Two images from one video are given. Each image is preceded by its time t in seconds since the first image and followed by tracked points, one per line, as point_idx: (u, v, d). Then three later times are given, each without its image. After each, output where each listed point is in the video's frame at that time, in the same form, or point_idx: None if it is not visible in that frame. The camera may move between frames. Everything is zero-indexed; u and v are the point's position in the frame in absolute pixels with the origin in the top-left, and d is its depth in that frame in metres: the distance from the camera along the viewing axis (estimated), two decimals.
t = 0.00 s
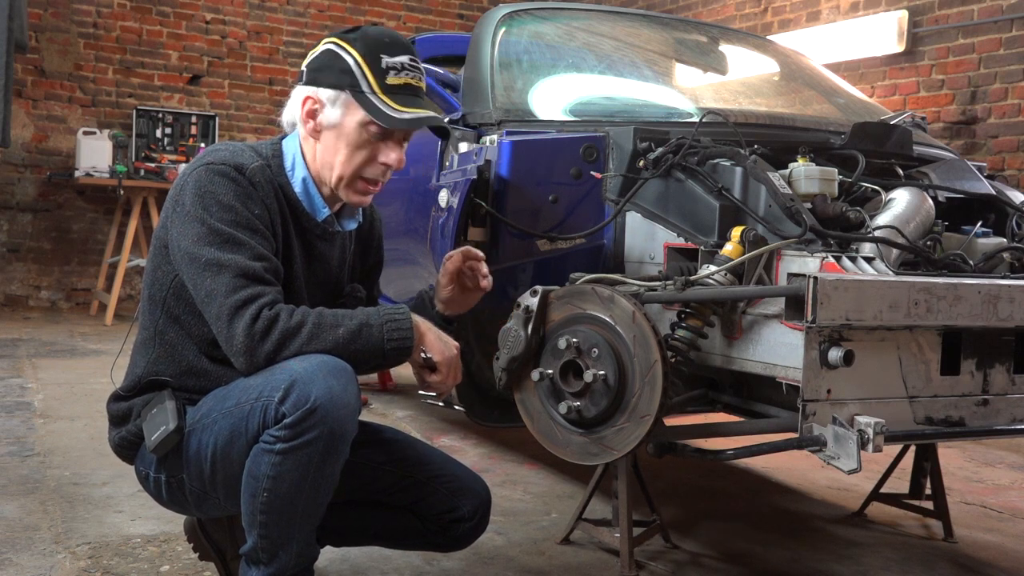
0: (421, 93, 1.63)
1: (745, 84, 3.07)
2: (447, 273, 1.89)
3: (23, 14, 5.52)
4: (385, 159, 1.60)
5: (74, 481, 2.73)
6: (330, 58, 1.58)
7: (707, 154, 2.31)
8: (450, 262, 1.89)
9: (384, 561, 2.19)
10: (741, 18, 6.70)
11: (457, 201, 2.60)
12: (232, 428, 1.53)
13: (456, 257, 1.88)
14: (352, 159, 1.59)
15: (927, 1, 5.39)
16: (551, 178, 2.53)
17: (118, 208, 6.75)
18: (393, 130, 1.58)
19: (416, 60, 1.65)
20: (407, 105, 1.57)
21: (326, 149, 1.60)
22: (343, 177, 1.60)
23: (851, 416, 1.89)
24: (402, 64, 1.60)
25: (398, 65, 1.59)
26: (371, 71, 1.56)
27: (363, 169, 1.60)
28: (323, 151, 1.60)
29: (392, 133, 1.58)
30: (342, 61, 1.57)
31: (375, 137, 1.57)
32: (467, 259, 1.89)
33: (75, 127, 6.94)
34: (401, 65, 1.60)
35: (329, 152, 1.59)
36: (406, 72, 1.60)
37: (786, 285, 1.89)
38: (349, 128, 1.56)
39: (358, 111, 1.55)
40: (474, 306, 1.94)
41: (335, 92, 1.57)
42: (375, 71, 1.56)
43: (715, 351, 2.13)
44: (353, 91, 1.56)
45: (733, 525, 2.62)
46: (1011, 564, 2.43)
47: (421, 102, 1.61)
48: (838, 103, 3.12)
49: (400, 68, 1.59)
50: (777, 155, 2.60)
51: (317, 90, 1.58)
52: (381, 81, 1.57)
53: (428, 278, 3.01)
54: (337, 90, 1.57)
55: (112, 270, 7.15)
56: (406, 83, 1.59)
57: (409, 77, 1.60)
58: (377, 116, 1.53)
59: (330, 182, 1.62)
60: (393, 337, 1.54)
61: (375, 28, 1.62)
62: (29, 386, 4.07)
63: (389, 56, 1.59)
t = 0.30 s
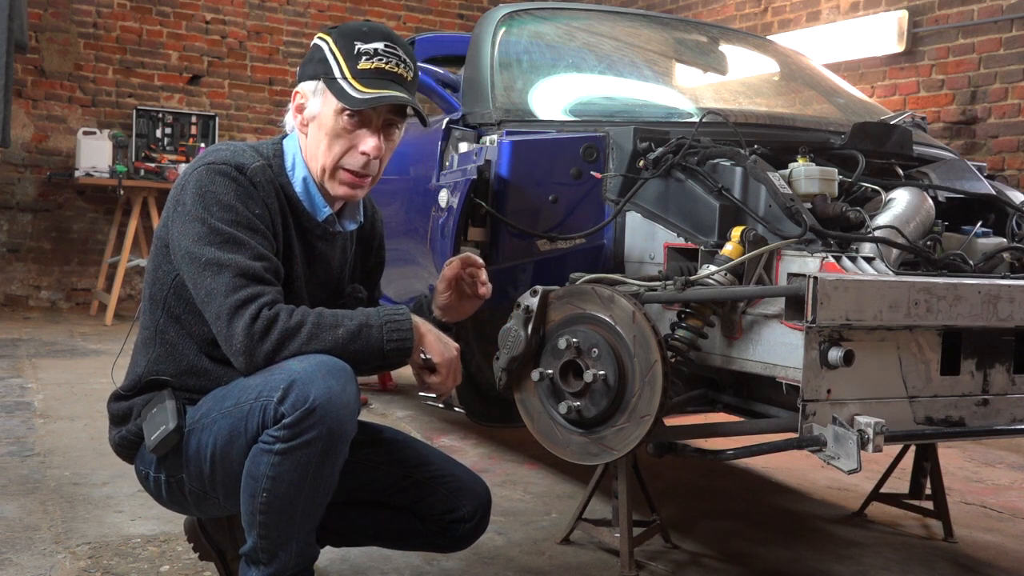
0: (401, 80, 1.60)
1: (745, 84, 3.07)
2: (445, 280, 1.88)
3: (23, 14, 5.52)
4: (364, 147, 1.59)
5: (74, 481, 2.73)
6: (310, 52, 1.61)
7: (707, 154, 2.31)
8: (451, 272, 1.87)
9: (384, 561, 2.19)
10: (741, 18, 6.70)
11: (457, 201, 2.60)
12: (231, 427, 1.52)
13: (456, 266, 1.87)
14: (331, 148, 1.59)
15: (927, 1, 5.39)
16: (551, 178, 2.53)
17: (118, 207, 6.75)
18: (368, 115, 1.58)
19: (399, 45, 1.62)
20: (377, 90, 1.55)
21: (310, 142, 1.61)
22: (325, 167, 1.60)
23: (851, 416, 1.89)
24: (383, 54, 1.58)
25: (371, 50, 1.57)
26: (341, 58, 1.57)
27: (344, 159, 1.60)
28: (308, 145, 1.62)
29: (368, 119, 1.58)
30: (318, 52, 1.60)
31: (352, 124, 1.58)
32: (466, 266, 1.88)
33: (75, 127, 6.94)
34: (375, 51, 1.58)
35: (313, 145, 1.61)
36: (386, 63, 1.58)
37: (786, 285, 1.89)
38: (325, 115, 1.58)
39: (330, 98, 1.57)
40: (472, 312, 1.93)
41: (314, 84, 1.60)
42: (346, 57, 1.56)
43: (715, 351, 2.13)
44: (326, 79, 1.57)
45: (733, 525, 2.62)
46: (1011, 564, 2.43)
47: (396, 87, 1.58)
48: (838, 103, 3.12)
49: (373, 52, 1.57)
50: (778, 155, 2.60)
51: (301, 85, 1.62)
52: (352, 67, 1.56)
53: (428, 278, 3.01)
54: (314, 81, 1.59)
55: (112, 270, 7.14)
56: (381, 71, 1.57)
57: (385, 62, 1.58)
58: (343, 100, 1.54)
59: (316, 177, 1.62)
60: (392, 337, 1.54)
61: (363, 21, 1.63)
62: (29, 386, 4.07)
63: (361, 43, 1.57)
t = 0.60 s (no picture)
0: (400, 80, 1.60)
1: (745, 84, 3.07)
2: (446, 280, 1.87)
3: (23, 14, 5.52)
4: (365, 148, 1.59)
5: (74, 481, 2.73)
6: (309, 53, 1.61)
7: (707, 154, 2.31)
8: (452, 272, 1.87)
9: (384, 561, 2.19)
10: (741, 18, 6.70)
11: (457, 201, 2.60)
12: (231, 427, 1.53)
13: (457, 267, 1.87)
14: (332, 150, 1.59)
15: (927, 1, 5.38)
16: (551, 178, 2.53)
17: (118, 207, 6.75)
18: (369, 117, 1.58)
19: (397, 45, 1.62)
20: (378, 92, 1.55)
21: (310, 143, 1.61)
22: (326, 169, 1.60)
23: (851, 416, 1.89)
24: (383, 54, 1.58)
25: (370, 51, 1.57)
26: (340, 59, 1.57)
27: (345, 161, 1.60)
28: (309, 146, 1.62)
29: (369, 120, 1.58)
30: (316, 53, 1.60)
31: (353, 126, 1.58)
32: (467, 266, 1.87)
33: (75, 127, 6.94)
34: (375, 52, 1.57)
35: (313, 147, 1.61)
36: (385, 63, 1.58)
37: (786, 285, 1.89)
38: (326, 118, 1.58)
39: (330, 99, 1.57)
40: (473, 312, 1.92)
41: (313, 86, 1.60)
42: (346, 59, 1.56)
43: (715, 351, 2.13)
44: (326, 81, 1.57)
45: (733, 525, 2.62)
46: (1012, 564, 2.43)
47: (397, 88, 1.58)
48: (838, 103, 3.12)
49: (373, 54, 1.57)
50: (778, 155, 2.60)
51: (301, 86, 1.62)
52: (352, 69, 1.56)
53: (428, 278, 3.00)
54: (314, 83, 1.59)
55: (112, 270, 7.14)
56: (382, 73, 1.57)
57: (385, 62, 1.58)
58: (343, 103, 1.54)
59: (318, 179, 1.62)
60: (391, 336, 1.53)
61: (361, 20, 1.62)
62: (29, 386, 4.07)
63: (360, 44, 1.57)
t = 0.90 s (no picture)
0: (399, 79, 1.60)
1: (745, 84, 3.07)
2: (446, 278, 1.87)
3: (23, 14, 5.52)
4: (365, 147, 1.59)
5: (74, 481, 2.73)
6: (307, 52, 1.61)
7: (707, 154, 2.31)
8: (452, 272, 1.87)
9: (384, 561, 2.19)
10: (741, 18, 6.70)
11: (457, 201, 2.60)
12: (231, 427, 1.53)
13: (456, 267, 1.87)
14: (331, 149, 1.59)
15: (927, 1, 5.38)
16: (551, 178, 2.53)
17: (118, 208, 6.74)
18: (368, 116, 1.58)
19: (395, 44, 1.62)
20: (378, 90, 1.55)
21: (309, 143, 1.61)
22: (325, 168, 1.60)
23: (851, 416, 1.89)
24: (383, 55, 1.59)
25: (368, 50, 1.57)
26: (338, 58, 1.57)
27: (344, 160, 1.60)
28: (307, 145, 1.62)
29: (368, 120, 1.58)
30: (314, 52, 1.59)
31: (352, 125, 1.58)
32: (466, 264, 1.87)
33: (75, 127, 6.94)
34: (373, 51, 1.57)
35: (312, 145, 1.61)
36: (383, 62, 1.58)
37: (786, 285, 1.89)
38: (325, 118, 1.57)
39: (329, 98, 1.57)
40: (473, 310, 1.92)
41: (311, 86, 1.60)
42: (344, 58, 1.56)
43: (715, 351, 2.13)
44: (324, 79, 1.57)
45: (733, 525, 2.62)
46: (1012, 564, 2.43)
47: (395, 87, 1.58)
48: (838, 103, 3.12)
49: (370, 53, 1.57)
50: (778, 155, 2.60)
51: (298, 86, 1.62)
52: (351, 68, 1.56)
53: (428, 278, 3.00)
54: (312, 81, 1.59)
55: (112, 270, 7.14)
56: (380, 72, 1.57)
57: (383, 61, 1.58)
58: (342, 102, 1.54)
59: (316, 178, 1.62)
60: (390, 335, 1.53)
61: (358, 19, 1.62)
62: (29, 386, 4.07)
63: (357, 43, 1.57)
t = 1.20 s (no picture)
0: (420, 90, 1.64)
1: (745, 84, 3.07)
2: (447, 274, 1.87)
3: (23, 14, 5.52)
4: (391, 157, 1.61)
5: (74, 481, 2.73)
6: (329, 61, 1.57)
7: (707, 154, 2.31)
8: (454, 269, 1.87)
9: (384, 561, 2.19)
10: (741, 18, 6.70)
11: (457, 201, 2.60)
12: (229, 428, 1.53)
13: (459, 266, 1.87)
14: (357, 159, 1.60)
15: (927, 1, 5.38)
16: (551, 178, 2.53)
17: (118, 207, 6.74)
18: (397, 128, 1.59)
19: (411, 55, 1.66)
20: (414, 103, 1.58)
21: (327, 150, 1.60)
22: (351, 177, 1.61)
23: (851, 416, 1.89)
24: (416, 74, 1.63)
25: (399, 62, 1.60)
26: (370, 67, 1.56)
27: (370, 169, 1.61)
28: (325, 153, 1.61)
29: (396, 131, 1.59)
30: (339, 60, 1.57)
31: (380, 137, 1.58)
32: (466, 260, 1.87)
33: (75, 127, 6.94)
34: (402, 64, 1.61)
35: (333, 153, 1.60)
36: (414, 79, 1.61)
37: (786, 285, 1.89)
38: (353, 130, 1.57)
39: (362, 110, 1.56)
40: (473, 306, 1.92)
41: (337, 94, 1.56)
42: (378, 70, 1.57)
43: (715, 351, 2.13)
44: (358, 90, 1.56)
45: (733, 525, 2.62)
46: (1011, 564, 2.43)
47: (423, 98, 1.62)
48: (838, 103, 3.12)
49: (401, 66, 1.60)
50: (778, 155, 2.60)
51: (315, 91, 1.58)
52: (385, 80, 1.57)
53: (427, 278, 3.00)
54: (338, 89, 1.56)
55: (112, 270, 7.14)
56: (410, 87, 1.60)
57: (410, 75, 1.61)
58: (389, 115, 1.54)
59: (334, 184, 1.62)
60: (388, 334, 1.53)
61: (369, 23, 1.61)
62: (29, 386, 4.07)
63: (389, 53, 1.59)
